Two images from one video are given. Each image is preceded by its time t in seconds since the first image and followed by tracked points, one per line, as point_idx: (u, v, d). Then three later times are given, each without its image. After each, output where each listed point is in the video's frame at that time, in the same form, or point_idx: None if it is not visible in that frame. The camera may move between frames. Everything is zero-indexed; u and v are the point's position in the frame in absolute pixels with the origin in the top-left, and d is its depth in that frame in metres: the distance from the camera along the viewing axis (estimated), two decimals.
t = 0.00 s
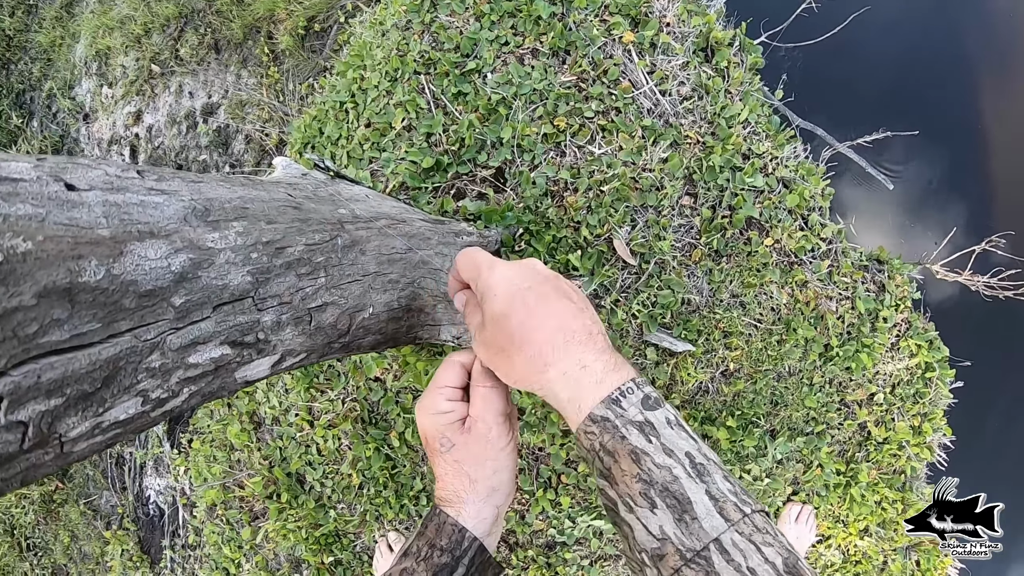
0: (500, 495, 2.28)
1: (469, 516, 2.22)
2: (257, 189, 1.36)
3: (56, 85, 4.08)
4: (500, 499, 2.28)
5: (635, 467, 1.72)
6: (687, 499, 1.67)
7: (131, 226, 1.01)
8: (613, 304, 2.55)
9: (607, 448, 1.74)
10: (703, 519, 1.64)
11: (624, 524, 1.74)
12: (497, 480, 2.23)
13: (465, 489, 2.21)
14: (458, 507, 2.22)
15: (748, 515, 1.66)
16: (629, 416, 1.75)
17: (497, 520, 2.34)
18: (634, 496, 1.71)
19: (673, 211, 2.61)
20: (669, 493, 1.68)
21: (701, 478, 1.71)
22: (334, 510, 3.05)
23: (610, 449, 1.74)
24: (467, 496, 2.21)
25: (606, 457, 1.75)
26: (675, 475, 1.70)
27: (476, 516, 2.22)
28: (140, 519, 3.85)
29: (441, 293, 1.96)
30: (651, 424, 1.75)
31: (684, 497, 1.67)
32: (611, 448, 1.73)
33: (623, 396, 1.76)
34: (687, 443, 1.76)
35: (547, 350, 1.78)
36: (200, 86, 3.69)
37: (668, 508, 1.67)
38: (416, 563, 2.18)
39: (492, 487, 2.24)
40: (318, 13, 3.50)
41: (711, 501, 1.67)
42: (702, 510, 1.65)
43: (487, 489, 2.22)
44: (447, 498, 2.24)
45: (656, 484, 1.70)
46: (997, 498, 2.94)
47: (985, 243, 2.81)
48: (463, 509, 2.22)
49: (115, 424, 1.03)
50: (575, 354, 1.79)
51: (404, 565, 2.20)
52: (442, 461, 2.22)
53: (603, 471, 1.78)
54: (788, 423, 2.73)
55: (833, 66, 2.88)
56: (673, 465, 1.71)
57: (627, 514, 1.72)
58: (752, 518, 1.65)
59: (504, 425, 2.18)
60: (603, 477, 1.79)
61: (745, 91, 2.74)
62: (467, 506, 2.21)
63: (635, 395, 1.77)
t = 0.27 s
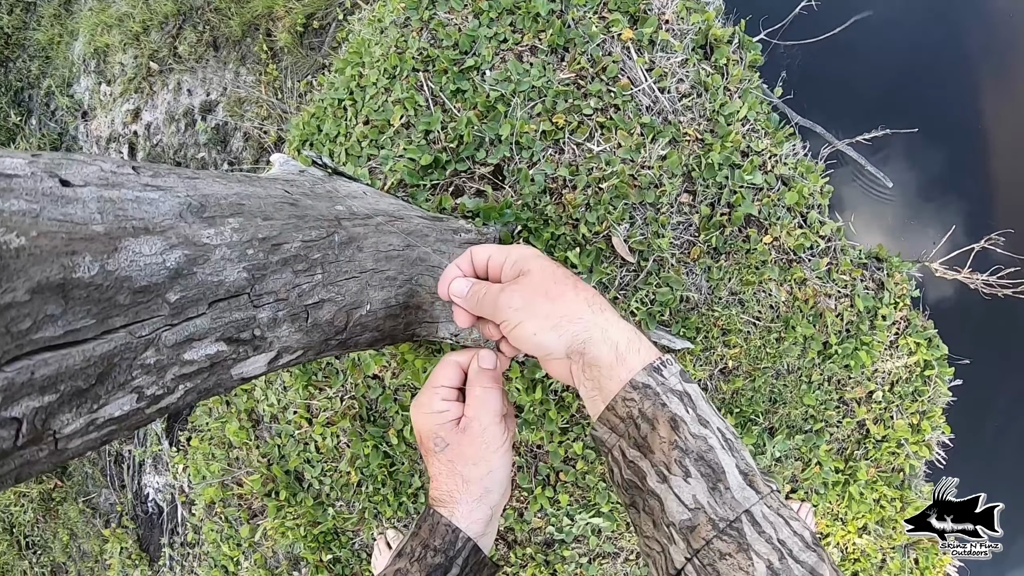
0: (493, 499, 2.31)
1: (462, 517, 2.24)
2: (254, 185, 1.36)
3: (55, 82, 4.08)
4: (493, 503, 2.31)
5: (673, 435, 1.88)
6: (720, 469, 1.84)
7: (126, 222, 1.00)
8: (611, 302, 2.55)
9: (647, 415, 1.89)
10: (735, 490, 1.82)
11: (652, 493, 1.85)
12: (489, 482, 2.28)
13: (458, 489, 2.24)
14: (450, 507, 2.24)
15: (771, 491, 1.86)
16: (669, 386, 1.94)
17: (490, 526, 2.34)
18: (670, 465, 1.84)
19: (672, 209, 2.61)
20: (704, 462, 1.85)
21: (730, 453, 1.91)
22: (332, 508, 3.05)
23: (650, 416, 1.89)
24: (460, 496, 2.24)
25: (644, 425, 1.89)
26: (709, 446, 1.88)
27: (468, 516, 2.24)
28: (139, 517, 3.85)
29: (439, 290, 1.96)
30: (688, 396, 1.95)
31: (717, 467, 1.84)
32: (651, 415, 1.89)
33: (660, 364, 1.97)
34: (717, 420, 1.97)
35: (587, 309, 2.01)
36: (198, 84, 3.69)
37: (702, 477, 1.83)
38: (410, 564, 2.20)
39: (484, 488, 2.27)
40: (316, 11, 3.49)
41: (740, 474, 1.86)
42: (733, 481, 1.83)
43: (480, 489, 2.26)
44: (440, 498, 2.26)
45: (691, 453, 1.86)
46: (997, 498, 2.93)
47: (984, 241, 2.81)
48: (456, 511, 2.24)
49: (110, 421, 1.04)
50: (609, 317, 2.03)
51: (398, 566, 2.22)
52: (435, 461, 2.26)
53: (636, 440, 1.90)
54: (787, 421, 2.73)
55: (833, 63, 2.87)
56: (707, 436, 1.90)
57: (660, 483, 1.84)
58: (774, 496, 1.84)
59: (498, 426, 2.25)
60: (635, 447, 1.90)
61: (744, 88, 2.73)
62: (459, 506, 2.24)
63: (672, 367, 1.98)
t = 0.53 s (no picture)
0: (479, 506, 2.32)
1: (447, 523, 2.26)
2: (238, 183, 1.35)
3: (52, 82, 4.07)
4: (480, 510, 2.32)
5: (673, 421, 1.89)
6: (720, 455, 1.85)
7: (102, 221, 1.01)
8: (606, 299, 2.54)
9: (647, 401, 1.89)
10: (735, 476, 1.83)
11: (654, 480, 1.86)
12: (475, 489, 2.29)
13: (444, 495, 2.26)
14: (436, 512, 2.26)
15: (771, 478, 1.88)
16: (670, 371, 1.94)
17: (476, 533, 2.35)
18: (671, 450, 1.85)
19: (666, 206, 2.60)
20: (704, 448, 1.86)
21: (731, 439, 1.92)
22: (328, 506, 3.05)
23: (650, 403, 1.90)
24: (445, 502, 2.25)
25: (645, 411, 1.90)
26: (709, 431, 1.89)
27: (453, 522, 2.25)
28: (137, 516, 3.85)
29: (430, 288, 1.95)
30: (688, 381, 1.95)
31: (717, 453, 1.86)
32: (651, 401, 1.89)
33: (661, 350, 1.98)
34: (717, 406, 1.98)
35: (591, 296, 2.04)
36: (195, 82, 3.68)
37: (703, 463, 1.84)
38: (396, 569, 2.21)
39: (470, 495, 2.28)
40: (312, 9, 3.48)
41: (741, 461, 1.87)
42: (734, 468, 1.84)
43: (465, 496, 2.26)
44: (427, 504, 2.29)
45: (691, 439, 1.87)
46: (997, 498, 2.92)
47: (982, 238, 2.79)
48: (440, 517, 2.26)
49: (89, 418, 1.05)
50: (613, 303, 2.07)
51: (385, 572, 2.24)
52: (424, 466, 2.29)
53: (637, 426, 1.91)
54: (783, 419, 2.72)
55: (829, 59, 2.86)
56: (707, 422, 1.91)
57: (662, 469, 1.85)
58: (775, 484, 1.86)
59: (486, 434, 2.25)
60: (636, 434, 1.90)
61: (739, 84, 2.72)
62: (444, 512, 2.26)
63: (672, 354, 1.99)
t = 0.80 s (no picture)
0: (470, 506, 2.32)
1: (437, 522, 2.26)
2: (226, 187, 1.36)
3: (48, 83, 4.08)
4: (471, 509, 2.32)
5: (681, 404, 1.86)
6: (728, 440, 1.83)
7: (88, 229, 1.02)
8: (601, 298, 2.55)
9: (654, 384, 1.87)
10: (741, 462, 1.81)
11: (660, 462, 1.85)
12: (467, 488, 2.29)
13: (434, 494, 2.26)
14: (426, 511, 2.27)
15: (776, 466, 1.87)
16: (679, 355, 1.91)
17: (468, 532, 2.35)
18: (678, 433, 1.84)
19: (660, 204, 2.60)
20: (712, 432, 1.83)
21: (739, 425, 1.90)
22: (326, 506, 3.05)
23: (657, 385, 1.87)
24: (436, 501, 2.26)
25: (652, 394, 1.88)
26: (717, 416, 1.86)
27: (443, 521, 2.26)
28: (136, 517, 3.86)
29: (422, 288, 1.96)
30: (697, 365, 1.93)
31: (725, 437, 1.83)
32: (659, 384, 1.87)
33: (671, 336, 1.95)
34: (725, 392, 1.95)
35: (615, 271, 2.03)
36: (190, 83, 3.68)
37: (710, 447, 1.82)
38: (389, 567, 2.23)
39: (461, 494, 2.28)
40: (307, 9, 3.48)
41: (747, 448, 1.85)
42: (740, 453, 1.83)
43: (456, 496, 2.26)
44: (418, 502, 2.30)
45: (699, 423, 1.85)
46: (997, 498, 2.92)
47: (977, 235, 2.79)
48: (432, 516, 2.26)
49: (78, 423, 1.05)
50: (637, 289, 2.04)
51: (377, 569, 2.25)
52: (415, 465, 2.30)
53: (644, 409, 1.89)
54: (779, 416, 2.72)
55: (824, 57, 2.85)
56: (716, 407, 1.88)
57: (668, 452, 1.83)
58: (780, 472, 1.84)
59: (477, 434, 2.26)
60: (643, 416, 1.89)
61: (733, 82, 2.72)
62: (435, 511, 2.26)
63: (681, 339, 1.95)
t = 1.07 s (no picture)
0: (462, 492, 2.24)
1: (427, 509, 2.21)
2: (221, 194, 1.35)
3: (45, 86, 4.07)
4: (462, 495, 2.24)
5: (751, 432, 1.96)
6: (790, 472, 1.96)
7: (82, 239, 1.01)
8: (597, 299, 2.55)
9: (729, 410, 1.95)
10: (799, 495, 1.95)
11: (721, 485, 1.94)
12: (456, 474, 2.21)
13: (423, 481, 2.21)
14: (416, 496, 2.23)
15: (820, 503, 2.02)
16: (753, 388, 2.00)
17: (463, 518, 2.28)
18: (747, 460, 1.94)
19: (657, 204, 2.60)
20: (777, 464, 1.95)
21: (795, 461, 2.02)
22: (324, 507, 3.06)
23: (731, 411, 1.96)
24: (424, 486, 2.21)
25: (725, 418, 1.95)
26: (780, 449, 1.98)
27: (431, 507, 2.20)
28: (136, 518, 3.86)
29: (419, 291, 1.96)
30: (767, 400, 2.04)
31: (787, 471, 1.96)
32: (734, 410, 1.95)
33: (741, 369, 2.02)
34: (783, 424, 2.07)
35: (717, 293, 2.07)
36: (187, 85, 3.68)
37: (774, 478, 1.93)
38: (383, 557, 2.15)
39: (448, 480, 2.20)
40: (303, 10, 3.47)
41: (802, 481, 1.98)
42: (798, 487, 1.95)
43: (444, 482, 2.19)
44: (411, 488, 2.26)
45: (766, 453, 1.96)
46: (997, 498, 2.92)
47: (974, 233, 2.80)
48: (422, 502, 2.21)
49: (74, 431, 1.05)
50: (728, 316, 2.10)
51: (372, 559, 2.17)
52: (408, 449, 2.26)
53: (714, 432, 1.96)
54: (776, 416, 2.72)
55: (820, 56, 2.85)
56: (780, 440, 2.00)
57: (733, 476, 1.92)
58: (825, 511, 1.99)
59: (465, 419, 2.16)
60: (711, 439, 1.96)
61: (729, 82, 2.72)
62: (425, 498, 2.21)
63: (754, 373, 2.04)
